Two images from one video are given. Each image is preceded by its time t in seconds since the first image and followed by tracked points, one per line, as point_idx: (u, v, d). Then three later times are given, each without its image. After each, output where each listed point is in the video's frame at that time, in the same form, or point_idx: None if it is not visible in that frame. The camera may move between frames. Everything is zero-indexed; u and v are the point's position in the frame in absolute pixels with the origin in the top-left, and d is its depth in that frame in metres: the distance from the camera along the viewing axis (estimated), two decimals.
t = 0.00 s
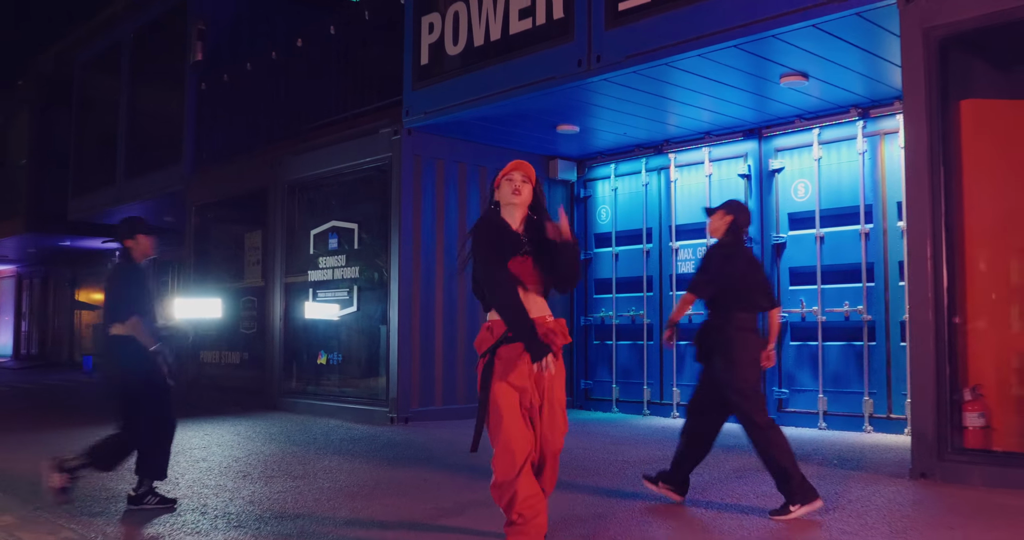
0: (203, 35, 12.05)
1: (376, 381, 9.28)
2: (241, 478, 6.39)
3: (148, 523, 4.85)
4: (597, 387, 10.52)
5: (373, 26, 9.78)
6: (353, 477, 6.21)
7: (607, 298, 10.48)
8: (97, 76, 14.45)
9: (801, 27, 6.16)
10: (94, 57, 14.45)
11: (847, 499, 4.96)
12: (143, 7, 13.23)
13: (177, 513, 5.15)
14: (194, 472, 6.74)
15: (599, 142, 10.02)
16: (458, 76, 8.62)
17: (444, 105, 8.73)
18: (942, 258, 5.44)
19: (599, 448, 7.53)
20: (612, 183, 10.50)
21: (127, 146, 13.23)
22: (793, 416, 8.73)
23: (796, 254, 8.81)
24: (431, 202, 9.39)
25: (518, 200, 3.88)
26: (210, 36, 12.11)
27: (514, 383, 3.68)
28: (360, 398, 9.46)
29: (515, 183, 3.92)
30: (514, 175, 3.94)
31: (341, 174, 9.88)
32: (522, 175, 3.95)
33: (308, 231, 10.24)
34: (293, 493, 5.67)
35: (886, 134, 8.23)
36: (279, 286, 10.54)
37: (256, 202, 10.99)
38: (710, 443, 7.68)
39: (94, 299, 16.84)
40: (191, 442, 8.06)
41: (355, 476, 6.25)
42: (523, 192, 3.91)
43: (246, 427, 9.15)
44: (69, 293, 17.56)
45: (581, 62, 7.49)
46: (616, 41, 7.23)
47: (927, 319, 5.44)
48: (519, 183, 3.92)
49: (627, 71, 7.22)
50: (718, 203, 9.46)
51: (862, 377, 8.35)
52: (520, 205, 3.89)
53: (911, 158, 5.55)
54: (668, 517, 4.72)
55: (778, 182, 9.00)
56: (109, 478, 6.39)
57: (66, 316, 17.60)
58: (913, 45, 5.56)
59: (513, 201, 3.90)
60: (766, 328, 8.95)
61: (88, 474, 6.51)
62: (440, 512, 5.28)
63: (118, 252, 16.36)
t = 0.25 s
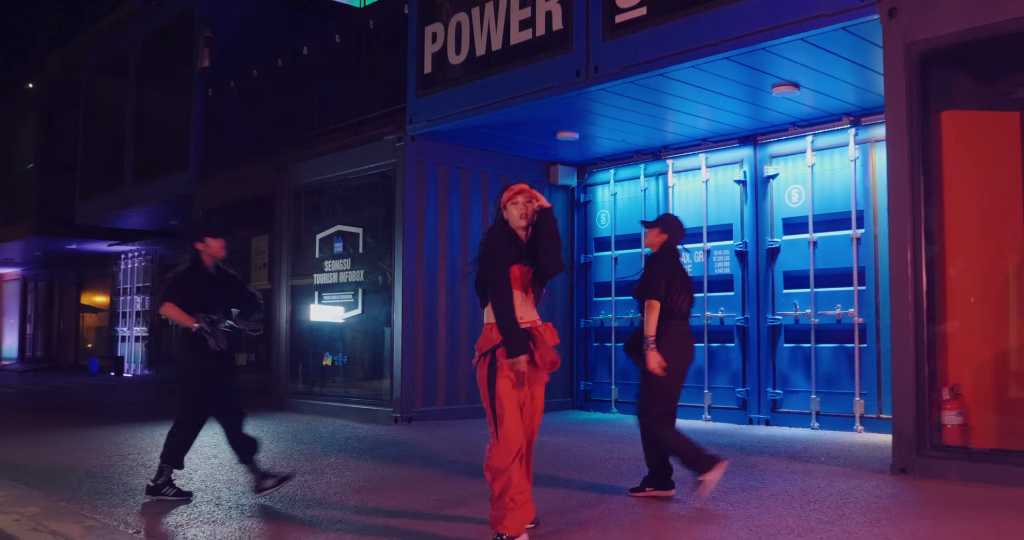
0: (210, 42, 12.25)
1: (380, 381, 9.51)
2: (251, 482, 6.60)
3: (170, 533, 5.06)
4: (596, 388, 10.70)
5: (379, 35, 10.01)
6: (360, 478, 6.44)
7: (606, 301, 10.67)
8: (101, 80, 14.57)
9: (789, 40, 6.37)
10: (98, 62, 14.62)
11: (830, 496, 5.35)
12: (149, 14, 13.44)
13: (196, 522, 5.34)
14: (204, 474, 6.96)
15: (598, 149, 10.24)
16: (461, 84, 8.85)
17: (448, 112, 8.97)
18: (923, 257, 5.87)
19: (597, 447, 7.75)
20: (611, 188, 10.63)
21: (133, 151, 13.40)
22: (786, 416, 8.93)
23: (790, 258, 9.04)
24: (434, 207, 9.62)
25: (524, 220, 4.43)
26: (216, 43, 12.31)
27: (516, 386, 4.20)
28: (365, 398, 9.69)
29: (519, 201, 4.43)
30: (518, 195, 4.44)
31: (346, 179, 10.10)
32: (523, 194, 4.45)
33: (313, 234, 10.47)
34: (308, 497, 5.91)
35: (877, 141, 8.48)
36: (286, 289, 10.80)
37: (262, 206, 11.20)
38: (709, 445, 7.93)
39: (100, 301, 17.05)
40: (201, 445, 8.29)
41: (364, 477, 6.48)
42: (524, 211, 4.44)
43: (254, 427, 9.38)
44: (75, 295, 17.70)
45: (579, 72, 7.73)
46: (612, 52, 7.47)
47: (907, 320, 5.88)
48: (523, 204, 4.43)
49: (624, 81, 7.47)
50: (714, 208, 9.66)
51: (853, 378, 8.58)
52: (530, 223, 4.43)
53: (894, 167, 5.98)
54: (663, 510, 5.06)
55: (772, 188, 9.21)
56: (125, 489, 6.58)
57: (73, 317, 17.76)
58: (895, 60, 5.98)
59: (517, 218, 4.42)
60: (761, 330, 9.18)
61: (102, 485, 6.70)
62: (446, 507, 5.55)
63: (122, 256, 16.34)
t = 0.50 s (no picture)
0: (213, 46, 12.39)
1: (382, 382, 9.67)
2: (254, 485, 6.70)
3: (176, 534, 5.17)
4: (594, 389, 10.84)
5: (382, 41, 10.19)
6: (362, 482, 6.55)
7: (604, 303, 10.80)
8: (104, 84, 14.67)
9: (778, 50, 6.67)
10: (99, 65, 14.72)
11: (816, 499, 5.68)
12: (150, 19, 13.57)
13: (202, 523, 5.47)
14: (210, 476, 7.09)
15: (597, 152, 10.36)
16: (461, 89, 9.04)
17: (448, 117, 9.14)
18: (905, 258, 6.21)
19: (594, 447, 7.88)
20: (609, 191, 10.75)
21: (137, 154, 13.53)
22: (780, 416, 9.08)
23: (785, 260, 9.19)
24: (434, 210, 9.76)
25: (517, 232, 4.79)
26: (220, 48, 12.46)
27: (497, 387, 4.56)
28: (366, 399, 9.86)
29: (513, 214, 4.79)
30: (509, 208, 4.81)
31: (348, 183, 10.25)
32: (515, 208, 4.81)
33: (316, 237, 10.63)
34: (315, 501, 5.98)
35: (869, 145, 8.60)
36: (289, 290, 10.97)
37: (266, 209, 11.35)
38: (706, 446, 8.11)
39: (103, 302, 17.24)
40: (206, 445, 8.43)
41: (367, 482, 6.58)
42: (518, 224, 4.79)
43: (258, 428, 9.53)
44: (77, 295, 17.84)
45: (575, 79, 7.97)
46: (608, 60, 7.71)
47: (892, 325, 6.21)
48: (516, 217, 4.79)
49: (618, 88, 7.70)
50: (711, 211, 9.79)
51: (846, 379, 8.74)
52: (521, 235, 4.77)
53: (879, 170, 6.30)
54: (659, 505, 5.35)
55: (767, 191, 9.36)
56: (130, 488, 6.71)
57: (76, 318, 17.93)
58: (880, 70, 6.28)
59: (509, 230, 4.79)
60: (756, 331, 9.33)
61: (108, 484, 6.83)
62: (449, 505, 5.76)
63: (126, 256, 16.51)
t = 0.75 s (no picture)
0: (212, 47, 12.43)
1: (380, 382, 9.72)
2: (251, 486, 6.69)
3: (170, 535, 5.17)
4: (593, 388, 10.84)
5: (378, 42, 10.20)
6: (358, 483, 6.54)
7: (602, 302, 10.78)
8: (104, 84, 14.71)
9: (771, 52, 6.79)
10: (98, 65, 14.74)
11: (804, 499, 5.75)
12: (149, 19, 13.60)
13: (200, 521, 5.54)
14: (208, 477, 7.10)
15: (594, 153, 10.39)
16: (459, 90, 9.13)
17: (446, 118, 9.20)
18: (896, 259, 6.27)
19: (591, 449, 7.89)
20: (607, 191, 10.75)
21: (137, 154, 13.58)
22: (776, 415, 9.13)
23: (781, 260, 9.23)
24: (432, 211, 9.80)
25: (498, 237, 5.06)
26: (219, 48, 12.51)
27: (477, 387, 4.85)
28: (365, 399, 9.90)
29: (492, 219, 5.05)
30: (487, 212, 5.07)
31: (347, 183, 10.28)
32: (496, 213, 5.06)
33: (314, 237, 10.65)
34: (311, 502, 5.97)
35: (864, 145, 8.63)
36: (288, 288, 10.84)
37: (265, 209, 11.37)
38: (703, 445, 8.15)
39: (103, 301, 17.29)
40: (206, 445, 8.46)
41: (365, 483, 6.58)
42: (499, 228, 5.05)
43: (257, 427, 9.56)
44: (78, 295, 17.90)
45: (570, 80, 8.11)
46: (603, 62, 7.87)
47: (881, 326, 6.27)
48: (495, 222, 5.05)
49: (613, 89, 7.85)
50: (708, 211, 9.81)
51: (842, 378, 8.77)
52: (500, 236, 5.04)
53: (867, 171, 6.37)
54: (650, 506, 5.48)
55: (764, 191, 9.39)
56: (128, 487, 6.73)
57: (77, 318, 17.97)
58: (870, 73, 6.35)
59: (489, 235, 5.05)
60: (753, 331, 9.36)
61: (106, 484, 6.86)
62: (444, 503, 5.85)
63: (127, 256, 16.55)
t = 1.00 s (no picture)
0: (214, 41, 12.33)
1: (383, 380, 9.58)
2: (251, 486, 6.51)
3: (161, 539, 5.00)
4: (599, 386, 10.68)
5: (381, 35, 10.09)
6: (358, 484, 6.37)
7: (609, 299, 10.61)
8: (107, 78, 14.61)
9: (778, 45, 6.66)
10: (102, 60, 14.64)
11: (810, 503, 5.64)
12: (151, 14, 13.49)
13: (195, 524, 5.43)
14: (206, 475, 6.93)
15: (600, 148, 10.23)
16: (460, 84, 8.98)
17: (448, 113, 9.06)
18: (905, 259, 6.14)
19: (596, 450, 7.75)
20: (613, 185, 10.56)
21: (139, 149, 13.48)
22: (785, 415, 8.99)
23: (789, 257, 9.06)
24: (435, 207, 9.66)
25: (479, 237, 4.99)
26: (221, 42, 12.40)
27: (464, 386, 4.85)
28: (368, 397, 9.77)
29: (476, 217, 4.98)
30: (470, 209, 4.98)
31: (349, 179, 10.15)
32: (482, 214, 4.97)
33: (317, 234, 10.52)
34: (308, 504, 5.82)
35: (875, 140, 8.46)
36: (290, 285, 10.70)
37: (266, 205, 11.24)
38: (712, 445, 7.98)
39: (109, 296, 17.23)
40: (206, 442, 8.32)
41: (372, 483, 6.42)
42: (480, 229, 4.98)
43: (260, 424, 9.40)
44: (84, 290, 17.84)
45: (573, 75, 7.99)
46: (606, 56, 7.74)
47: (890, 326, 6.16)
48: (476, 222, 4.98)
49: (616, 83, 7.73)
50: (715, 206, 9.63)
51: (851, 378, 8.63)
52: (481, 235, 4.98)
53: (876, 168, 6.26)
54: (653, 512, 5.36)
55: (772, 186, 9.22)
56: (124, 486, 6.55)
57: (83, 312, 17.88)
58: (879, 68, 6.24)
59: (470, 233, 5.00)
60: (761, 329, 9.21)
61: (101, 482, 6.70)
62: (444, 506, 5.73)
63: (131, 251, 16.46)
